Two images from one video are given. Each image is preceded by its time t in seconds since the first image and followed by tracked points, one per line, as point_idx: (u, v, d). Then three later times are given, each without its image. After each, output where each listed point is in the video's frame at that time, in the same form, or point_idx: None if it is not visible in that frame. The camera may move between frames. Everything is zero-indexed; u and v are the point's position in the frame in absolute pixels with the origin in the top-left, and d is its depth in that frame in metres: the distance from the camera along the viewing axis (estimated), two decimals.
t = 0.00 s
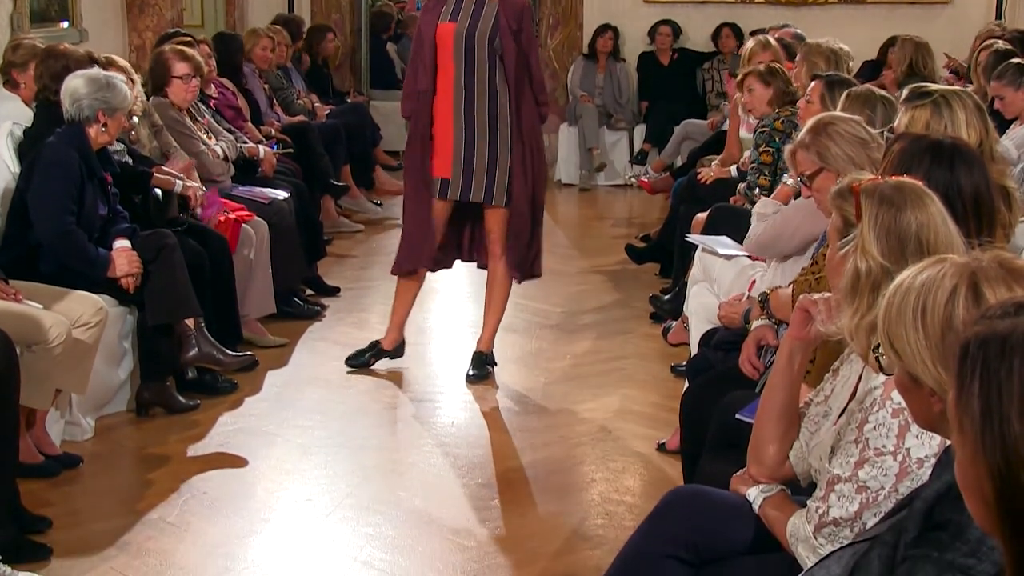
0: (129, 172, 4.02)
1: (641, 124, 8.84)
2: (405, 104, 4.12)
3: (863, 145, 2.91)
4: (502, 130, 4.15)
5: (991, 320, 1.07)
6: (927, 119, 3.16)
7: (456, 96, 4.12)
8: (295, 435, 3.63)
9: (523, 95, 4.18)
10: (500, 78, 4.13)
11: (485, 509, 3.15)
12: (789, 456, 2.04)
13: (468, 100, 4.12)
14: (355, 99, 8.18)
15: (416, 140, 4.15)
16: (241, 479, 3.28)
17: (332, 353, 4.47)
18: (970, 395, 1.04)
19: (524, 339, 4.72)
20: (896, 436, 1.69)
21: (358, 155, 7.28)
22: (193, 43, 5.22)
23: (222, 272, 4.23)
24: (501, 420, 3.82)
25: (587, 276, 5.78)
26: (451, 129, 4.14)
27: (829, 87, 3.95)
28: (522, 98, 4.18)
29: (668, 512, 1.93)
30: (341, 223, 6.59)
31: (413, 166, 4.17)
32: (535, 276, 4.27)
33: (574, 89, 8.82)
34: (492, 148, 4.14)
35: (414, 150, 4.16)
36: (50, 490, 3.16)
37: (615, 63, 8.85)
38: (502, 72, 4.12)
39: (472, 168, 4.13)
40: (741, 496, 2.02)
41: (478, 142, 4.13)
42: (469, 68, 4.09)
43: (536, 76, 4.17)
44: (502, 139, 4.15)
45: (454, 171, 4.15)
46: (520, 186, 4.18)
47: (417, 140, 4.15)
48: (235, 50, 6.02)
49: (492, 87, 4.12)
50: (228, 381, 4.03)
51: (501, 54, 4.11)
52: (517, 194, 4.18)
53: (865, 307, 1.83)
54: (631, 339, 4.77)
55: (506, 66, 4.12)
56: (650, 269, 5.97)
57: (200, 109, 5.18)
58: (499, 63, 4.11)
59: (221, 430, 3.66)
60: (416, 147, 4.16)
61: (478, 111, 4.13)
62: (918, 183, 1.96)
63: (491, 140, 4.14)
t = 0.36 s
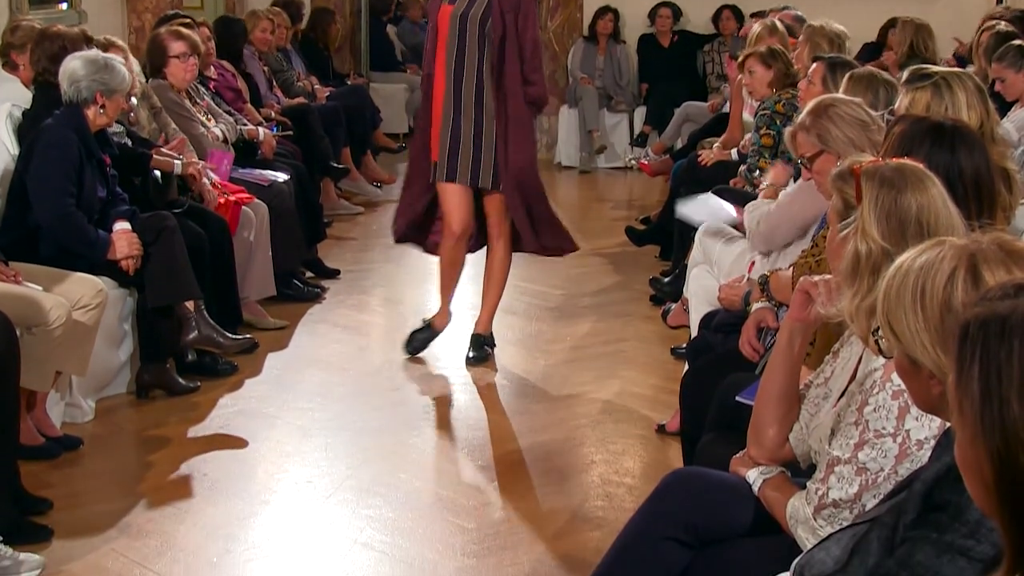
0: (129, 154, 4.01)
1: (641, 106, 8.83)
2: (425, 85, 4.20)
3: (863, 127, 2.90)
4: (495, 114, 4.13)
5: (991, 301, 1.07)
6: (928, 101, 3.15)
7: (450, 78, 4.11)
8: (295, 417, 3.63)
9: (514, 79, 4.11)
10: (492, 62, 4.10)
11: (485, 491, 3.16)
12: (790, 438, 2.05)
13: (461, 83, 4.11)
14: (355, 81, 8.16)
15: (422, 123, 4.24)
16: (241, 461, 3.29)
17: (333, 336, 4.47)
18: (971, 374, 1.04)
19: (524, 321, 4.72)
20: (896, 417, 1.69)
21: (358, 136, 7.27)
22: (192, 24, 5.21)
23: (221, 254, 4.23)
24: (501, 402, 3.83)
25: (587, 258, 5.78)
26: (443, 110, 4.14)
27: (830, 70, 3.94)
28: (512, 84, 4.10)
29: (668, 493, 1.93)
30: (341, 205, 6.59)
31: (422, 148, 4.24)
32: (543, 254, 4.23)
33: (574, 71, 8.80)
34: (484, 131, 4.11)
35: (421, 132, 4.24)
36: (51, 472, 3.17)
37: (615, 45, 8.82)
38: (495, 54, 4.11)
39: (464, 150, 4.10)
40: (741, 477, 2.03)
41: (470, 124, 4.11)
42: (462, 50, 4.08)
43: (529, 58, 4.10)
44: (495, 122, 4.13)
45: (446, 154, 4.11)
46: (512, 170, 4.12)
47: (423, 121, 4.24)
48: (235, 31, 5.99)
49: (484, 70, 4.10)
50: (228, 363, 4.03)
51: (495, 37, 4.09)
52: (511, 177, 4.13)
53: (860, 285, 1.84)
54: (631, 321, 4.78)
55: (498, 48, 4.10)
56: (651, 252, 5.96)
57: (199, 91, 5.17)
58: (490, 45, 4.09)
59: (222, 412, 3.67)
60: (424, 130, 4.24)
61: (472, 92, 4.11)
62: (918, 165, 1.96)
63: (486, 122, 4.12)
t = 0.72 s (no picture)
0: (129, 134, 4.00)
1: (641, 86, 8.84)
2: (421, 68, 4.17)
3: (863, 106, 2.89)
4: (493, 92, 4.09)
5: (993, 280, 1.07)
6: (930, 79, 3.14)
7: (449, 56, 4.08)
8: (296, 396, 3.64)
9: (507, 61, 4.08)
10: (490, 41, 4.07)
11: (484, 470, 3.16)
12: (789, 417, 2.05)
13: (459, 62, 4.08)
14: (354, 60, 8.13)
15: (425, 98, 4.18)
16: (242, 440, 3.30)
17: (333, 315, 4.47)
18: (972, 352, 1.04)
19: (525, 300, 4.72)
20: (896, 396, 1.69)
21: (358, 115, 7.25)
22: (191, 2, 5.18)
23: (221, 233, 4.22)
24: (502, 382, 3.83)
25: (587, 237, 5.77)
26: (444, 88, 4.11)
27: (833, 48, 3.93)
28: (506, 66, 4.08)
29: (668, 472, 1.93)
30: (341, 184, 6.57)
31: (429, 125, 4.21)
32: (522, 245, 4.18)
33: (574, 50, 8.77)
34: (482, 110, 4.10)
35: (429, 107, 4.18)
36: (52, 450, 3.18)
37: (615, 24, 8.78)
38: (493, 34, 4.09)
39: (465, 127, 4.10)
40: (741, 457, 2.03)
41: (467, 103, 4.09)
42: (461, 28, 4.06)
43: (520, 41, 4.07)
44: (490, 103, 4.09)
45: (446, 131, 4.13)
46: (497, 154, 4.07)
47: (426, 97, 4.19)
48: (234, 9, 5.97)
49: (482, 48, 4.08)
50: (229, 342, 4.03)
51: (495, 17, 4.08)
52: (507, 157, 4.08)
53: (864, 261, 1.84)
54: (631, 300, 4.77)
55: (497, 28, 4.09)
56: (651, 231, 5.96)
57: (199, 69, 5.15)
58: (488, 24, 4.07)
59: (223, 390, 3.68)
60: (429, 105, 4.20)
61: (471, 71, 4.08)
62: (920, 143, 1.96)
63: (481, 103, 4.10)
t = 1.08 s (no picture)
0: (130, 116, 4.00)
1: (643, 68, 8.82)
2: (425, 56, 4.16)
3: (866, 88, 2.88)
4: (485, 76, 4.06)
5: (996, 262, 1.06)
6: (932, 63, 3.13)
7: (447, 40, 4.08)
8: (298, 379, 3.65)
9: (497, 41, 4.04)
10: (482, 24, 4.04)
11: (486, 453, 3.17)
12: (791, 399, 2.05)
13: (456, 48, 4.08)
14: (356, 42, 8.11)
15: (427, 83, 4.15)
16: (244, 423, 3.30)
17: (335, 298, 4.47)
18: (975, 335, 1.04)
19: (527, 283, 4.72)
20: (898, 378, 1.68)
21: (360, 98, 7.23)
22: None
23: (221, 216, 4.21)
24: (503, 365, 3.83)
25: (589, 220, 5.77)
26: (442, 73, 4.13)
27: (836, 31, 3.91)
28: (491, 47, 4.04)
29: (669, 455, 1.93)
30: (343, 167, 6.57)
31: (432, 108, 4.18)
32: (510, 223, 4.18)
33: (576, 34, 8.74)
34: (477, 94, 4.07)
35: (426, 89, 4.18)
36: (54, 433, 3.18)
37: (617, 7, 8.71)
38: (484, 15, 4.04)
39: (463, 110, 4.07)
40: (743, 440, 2.03)
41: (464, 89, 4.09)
42: (456, 12, 4.05)
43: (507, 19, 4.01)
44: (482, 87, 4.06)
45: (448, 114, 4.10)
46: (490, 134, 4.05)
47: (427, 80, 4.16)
48: None
49: (476, 32, 4.05)
50: (230, 326, 4.04)
51: None
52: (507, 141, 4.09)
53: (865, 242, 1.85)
54: (632, 284, 4.77)
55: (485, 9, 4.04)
56: (653, 214, 5.95)
57: (201, 52, 5.14)
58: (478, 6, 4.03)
59: (224, 373, 3.68)
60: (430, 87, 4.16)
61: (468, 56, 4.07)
62: (923, 126, 1.95)
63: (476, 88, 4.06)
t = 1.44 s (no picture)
0: (135, 101, 4.00)
1: (649, 55, 8.80)
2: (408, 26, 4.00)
3: (873, 75, 2.86)
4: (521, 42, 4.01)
5: (1004, 249, 1.06)
6: (940, 49, 3.11)
7: None
8: (304, 365, 3.65)
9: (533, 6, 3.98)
10: None
11: (491, 439, 3.17)
12: (796, 386, 2.05)
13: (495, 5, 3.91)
14: (362, 28, 8.10)
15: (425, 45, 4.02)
16: (250, 409, 3.31)
17: (340, 285, 4.47)
18: (981, 321, 1.04)
19: (532, 270, 4.72)
20: (904, 366, 1.68)
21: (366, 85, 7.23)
22: None
23: (228, 204, 4.21)
24: (509, 352, 3.83)
25: (595, 207, 5.77)
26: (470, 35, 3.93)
27: (844, 17, 3.89)
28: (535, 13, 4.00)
29: (675, 442, 1.94)
30: (349, 153, 6.56)
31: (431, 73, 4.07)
32: (533, 197, 4.19)
33: (582, 20, 8.72)
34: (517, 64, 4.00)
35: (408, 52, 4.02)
36: (60, 418, 3.19)
37: None
38: None
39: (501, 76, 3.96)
40: (749, 427, 2.03)
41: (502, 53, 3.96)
42: None
43: None
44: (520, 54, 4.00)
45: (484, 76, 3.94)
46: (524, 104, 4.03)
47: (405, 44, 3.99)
48: None
49: None
50: (236, 312, 4.03)
51: None
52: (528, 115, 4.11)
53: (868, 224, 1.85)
54: (638, 271, 4.77)
55: None
56: (659, 200, 5.95)
57: (206, 38, 5.13)
58: None
59: (230, 359, 3.69)
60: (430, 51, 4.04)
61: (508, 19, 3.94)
62: (929, 113, 1.94)
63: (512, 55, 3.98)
